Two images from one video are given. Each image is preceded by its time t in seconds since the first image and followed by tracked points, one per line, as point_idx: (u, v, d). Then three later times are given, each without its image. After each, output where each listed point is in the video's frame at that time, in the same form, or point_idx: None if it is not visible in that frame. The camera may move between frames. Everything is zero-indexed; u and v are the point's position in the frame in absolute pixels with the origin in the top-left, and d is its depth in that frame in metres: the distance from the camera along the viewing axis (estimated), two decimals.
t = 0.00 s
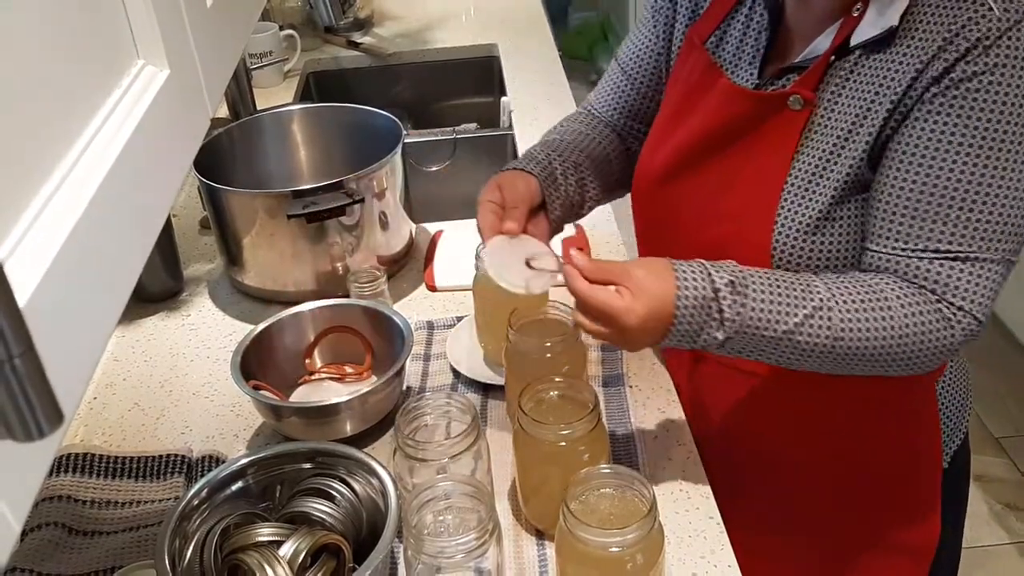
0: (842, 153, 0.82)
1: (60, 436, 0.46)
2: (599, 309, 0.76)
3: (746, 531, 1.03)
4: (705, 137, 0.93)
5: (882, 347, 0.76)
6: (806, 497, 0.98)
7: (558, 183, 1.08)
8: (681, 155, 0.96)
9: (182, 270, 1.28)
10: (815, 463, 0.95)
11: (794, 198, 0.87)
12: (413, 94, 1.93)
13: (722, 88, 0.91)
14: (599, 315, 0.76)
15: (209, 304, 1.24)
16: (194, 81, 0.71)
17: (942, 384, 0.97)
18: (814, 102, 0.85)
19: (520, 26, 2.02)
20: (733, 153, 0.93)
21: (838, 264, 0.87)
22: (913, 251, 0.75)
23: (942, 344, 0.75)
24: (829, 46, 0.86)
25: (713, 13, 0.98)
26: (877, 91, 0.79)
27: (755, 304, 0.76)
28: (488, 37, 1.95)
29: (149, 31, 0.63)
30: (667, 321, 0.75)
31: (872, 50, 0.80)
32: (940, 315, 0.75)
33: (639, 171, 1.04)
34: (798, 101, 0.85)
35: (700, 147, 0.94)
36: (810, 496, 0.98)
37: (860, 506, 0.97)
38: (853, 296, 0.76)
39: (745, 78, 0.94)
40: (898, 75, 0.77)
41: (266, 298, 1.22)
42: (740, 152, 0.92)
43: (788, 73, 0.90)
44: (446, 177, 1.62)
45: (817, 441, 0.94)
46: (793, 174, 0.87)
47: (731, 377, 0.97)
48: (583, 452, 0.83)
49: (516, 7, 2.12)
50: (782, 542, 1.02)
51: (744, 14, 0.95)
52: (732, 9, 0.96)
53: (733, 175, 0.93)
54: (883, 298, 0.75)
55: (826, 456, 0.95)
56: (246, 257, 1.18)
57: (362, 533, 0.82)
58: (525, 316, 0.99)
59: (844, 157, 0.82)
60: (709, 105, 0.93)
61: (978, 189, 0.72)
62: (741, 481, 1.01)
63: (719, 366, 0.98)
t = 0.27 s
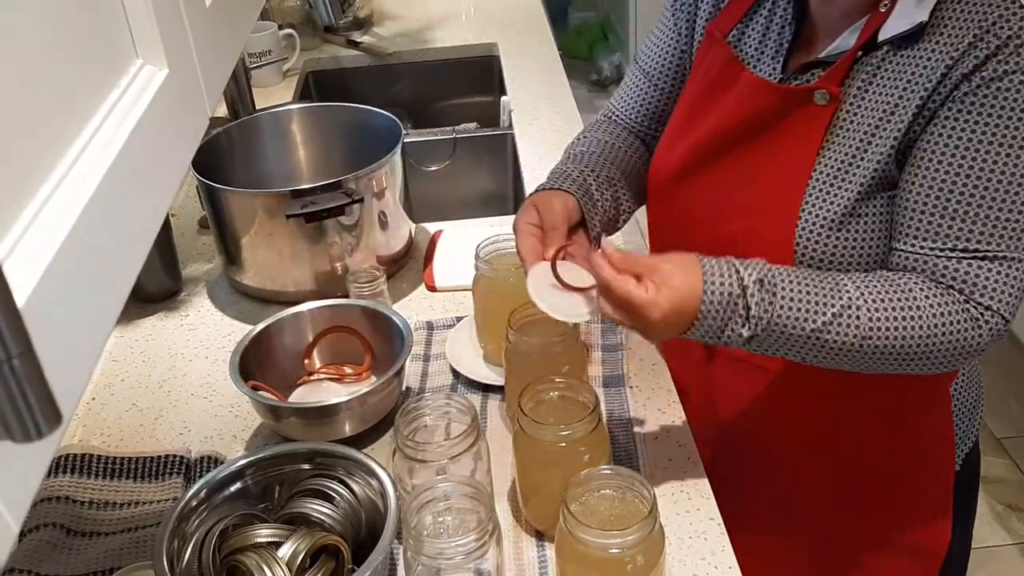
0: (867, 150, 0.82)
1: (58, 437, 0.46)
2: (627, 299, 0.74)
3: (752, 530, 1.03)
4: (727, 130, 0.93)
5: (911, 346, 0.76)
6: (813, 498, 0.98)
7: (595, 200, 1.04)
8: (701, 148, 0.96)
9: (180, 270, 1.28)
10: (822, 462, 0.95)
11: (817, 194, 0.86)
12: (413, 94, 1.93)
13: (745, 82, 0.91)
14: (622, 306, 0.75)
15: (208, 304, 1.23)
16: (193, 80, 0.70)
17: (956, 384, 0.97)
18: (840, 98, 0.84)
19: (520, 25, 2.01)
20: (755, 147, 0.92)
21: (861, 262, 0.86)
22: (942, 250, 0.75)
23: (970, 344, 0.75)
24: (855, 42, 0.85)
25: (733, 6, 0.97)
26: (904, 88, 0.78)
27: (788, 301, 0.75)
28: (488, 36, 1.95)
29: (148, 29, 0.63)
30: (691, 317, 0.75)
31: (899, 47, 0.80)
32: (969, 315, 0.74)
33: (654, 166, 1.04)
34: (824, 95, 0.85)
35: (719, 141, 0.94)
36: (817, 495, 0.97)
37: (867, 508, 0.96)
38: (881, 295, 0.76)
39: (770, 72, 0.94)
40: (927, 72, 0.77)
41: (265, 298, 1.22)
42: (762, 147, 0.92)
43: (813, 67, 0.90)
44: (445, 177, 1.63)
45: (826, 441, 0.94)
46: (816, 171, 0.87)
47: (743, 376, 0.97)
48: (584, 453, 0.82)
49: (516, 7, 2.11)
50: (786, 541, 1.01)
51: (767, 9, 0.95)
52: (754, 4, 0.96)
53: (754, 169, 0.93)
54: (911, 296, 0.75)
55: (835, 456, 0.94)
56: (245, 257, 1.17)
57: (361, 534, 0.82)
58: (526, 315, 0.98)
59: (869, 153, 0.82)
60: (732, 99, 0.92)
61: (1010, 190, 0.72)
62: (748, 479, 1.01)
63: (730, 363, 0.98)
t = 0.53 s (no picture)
0: (876, 145, 0.82)
1: (58, 437, 0.46)
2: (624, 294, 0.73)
3: (752, 529, 1.03)
4: (735, 126, 0.93)
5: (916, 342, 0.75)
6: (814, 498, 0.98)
7: (605, 200, 1.03)
8: (708, 146, 0.96)
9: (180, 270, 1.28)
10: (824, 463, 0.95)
11: (826, 190, 0.86)
12: (413, 93, 1.93)
13: (756, 78, 0.91)
14: (619, 296, 0.74)
15: (208, 304, 1.23)
16: (193, 80, 0.70)
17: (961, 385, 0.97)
18: (849, 93, 0.85)
19: (520, 25, 2.01)
20: (763, 144, 0.92)
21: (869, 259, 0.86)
22: (950, 242, 0.74)
23: (977, 337, 0.74)
24: (864, 39, 0.86)
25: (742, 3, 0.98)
26: (914, 83, 0.79)
27: (794, 291, 0.74)
28: (488, 36, 1.94)
29: (148, 30, 0.63)
30: (693, 302, 0.74)
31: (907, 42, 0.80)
32: (976, 308, 0.73)
33: (659, 165, 1.04)
34: (834, 92, 0.85)
35: (726, 137, 0.94)
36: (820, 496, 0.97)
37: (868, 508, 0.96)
38: (888, 285, 0.75)
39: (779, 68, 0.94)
40: (936, 67, 0.77)
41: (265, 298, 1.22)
42: (770, 143, 0.92)
43: (823, 64, 0.90)
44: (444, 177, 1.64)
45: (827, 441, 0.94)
46: (824, 167, 0.87)
47: (747, 375, 0.97)
48: (584, 453, 0.82)
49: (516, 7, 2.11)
50: (786, 542, 1.01)
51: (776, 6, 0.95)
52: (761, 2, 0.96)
53: (761, 164, 0.93)
54: (918, 287, 0.74)
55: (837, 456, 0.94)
56: (245, 257, 1.17)
57: (361, 534, 0.82)
58: (526, 315, 0.98)
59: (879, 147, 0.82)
60: (742, 96, 0.93)
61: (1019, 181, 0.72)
62: (751, 478, 1.01)
63: (734, 361, 0.98)
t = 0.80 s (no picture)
0: (883, 147, 0.82)
1: (58, 437, 0.46)
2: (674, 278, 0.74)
3: (752, 529, 1.03)
4: (735, 126, 0.93)
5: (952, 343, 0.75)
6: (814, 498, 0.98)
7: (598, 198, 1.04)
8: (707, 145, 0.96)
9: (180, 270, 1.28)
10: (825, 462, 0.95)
11: (829, 189, 0.86)
12: (413, 93, 1.93)
13: (756, 78, 0.91)
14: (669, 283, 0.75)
15: (207, 304, 1.23)
16: (193, 80, 0.70)
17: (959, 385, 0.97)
18: (847, 92, 0.84)
19: (520, 25, 2.01)
20: (763, 143, 0.92)
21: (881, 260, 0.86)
22: (981, 247, 0.75)
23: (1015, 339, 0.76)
24: (864, 38, 0.85)
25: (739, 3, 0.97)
26: (922, 85, 0.79)
27: (840, 304, 0.75)
28: (488, 36, 1.95)
29: (148, 30, 0.62)
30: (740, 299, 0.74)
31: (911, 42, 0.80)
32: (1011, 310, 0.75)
33: (658, 166, 1.04)
34: (834, 91, 0.85)
35: (725, 136, 0.94)
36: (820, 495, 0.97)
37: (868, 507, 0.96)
38: (925, 293, 0.76)
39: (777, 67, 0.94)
40: (946, 69, 0.77)
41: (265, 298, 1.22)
42: (769, 142, 0.92)
43: (822, 63, 0.90)
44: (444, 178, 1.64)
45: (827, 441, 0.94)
46: (827, 167, 0.87)
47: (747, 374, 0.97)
48: (583, 453, 0.82)
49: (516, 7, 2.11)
50: (787, 542, 1.01)
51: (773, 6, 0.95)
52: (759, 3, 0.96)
53: (761, 163, 0.93)
54: (957, 295, 0.75)
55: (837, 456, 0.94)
56: (245, 257, 1.17)
57: (361, 534, 0.82)
58: (526, 315, 0.98)
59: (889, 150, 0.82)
60: (741, 96, 0.93)
61: None
62: (750, 479, 1.01)
63: (733, 361, 0.98)
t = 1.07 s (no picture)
0: (890, 155, 0.83)
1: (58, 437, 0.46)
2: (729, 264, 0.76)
3: (751, 531, 1.03)
4: (734, 128, 0.93)
5: (981, 346, 0.78)
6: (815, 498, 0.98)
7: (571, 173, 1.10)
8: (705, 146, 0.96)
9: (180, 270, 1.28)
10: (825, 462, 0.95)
11: (832, 194, 0.86)
12: (413, 93, 1.93)
13: (756, 80, 0.91)
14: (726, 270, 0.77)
15: (207, 304, 1.23)
16: (193, 80, 0.70)
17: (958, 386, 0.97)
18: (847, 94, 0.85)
19: (520, 25, 2.01)
20: (762, 145, 0.93)
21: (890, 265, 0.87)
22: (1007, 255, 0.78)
23: None
24: (863, 40, 0.85)
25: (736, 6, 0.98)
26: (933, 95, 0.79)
27: (880, 320, 0.77)
28: (488, 36, 1.95)
29: (148, 30, 0.62)
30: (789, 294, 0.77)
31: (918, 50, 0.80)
32: None
33: (657, 168, 1.03)
34: (834, 95, 0.85)
35: (724, 137, 0.94)
36: (820, 495, 0.97)
37: (869, 507, 0.96)
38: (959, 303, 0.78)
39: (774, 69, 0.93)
40: (958, 79, 0.78)
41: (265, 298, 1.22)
42: (769, 144, 0.92)
43: (820, 65, 0.90)
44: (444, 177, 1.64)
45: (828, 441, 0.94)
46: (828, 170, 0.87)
47: (747, 375, 0.97)
48: (583, 453, 0.82)
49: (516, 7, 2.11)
50: (787, 542, 1.01)
51: (770, 9, 0.95)
52: (755, 5, 0.96)
53: (760, 164, 0.93)
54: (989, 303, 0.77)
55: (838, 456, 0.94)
56: (245, 257, 1.17)
57: (361, 534, 0.82)
58: (526, 315, 0.98)
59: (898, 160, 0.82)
60: (741, 98, 0.93)
61: None
62: (749, 481, 1.01)
63: (732, 362, 0.99)
